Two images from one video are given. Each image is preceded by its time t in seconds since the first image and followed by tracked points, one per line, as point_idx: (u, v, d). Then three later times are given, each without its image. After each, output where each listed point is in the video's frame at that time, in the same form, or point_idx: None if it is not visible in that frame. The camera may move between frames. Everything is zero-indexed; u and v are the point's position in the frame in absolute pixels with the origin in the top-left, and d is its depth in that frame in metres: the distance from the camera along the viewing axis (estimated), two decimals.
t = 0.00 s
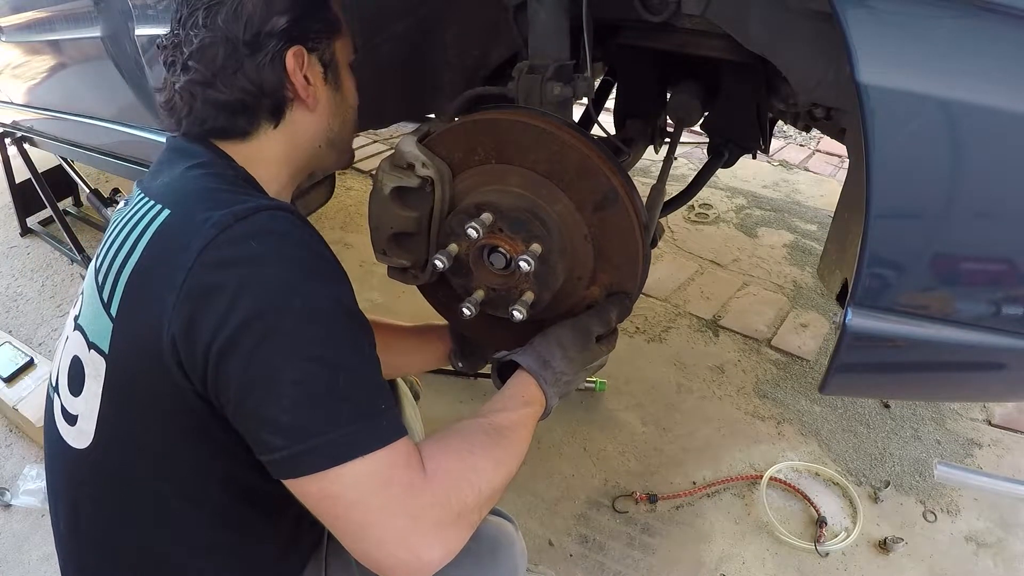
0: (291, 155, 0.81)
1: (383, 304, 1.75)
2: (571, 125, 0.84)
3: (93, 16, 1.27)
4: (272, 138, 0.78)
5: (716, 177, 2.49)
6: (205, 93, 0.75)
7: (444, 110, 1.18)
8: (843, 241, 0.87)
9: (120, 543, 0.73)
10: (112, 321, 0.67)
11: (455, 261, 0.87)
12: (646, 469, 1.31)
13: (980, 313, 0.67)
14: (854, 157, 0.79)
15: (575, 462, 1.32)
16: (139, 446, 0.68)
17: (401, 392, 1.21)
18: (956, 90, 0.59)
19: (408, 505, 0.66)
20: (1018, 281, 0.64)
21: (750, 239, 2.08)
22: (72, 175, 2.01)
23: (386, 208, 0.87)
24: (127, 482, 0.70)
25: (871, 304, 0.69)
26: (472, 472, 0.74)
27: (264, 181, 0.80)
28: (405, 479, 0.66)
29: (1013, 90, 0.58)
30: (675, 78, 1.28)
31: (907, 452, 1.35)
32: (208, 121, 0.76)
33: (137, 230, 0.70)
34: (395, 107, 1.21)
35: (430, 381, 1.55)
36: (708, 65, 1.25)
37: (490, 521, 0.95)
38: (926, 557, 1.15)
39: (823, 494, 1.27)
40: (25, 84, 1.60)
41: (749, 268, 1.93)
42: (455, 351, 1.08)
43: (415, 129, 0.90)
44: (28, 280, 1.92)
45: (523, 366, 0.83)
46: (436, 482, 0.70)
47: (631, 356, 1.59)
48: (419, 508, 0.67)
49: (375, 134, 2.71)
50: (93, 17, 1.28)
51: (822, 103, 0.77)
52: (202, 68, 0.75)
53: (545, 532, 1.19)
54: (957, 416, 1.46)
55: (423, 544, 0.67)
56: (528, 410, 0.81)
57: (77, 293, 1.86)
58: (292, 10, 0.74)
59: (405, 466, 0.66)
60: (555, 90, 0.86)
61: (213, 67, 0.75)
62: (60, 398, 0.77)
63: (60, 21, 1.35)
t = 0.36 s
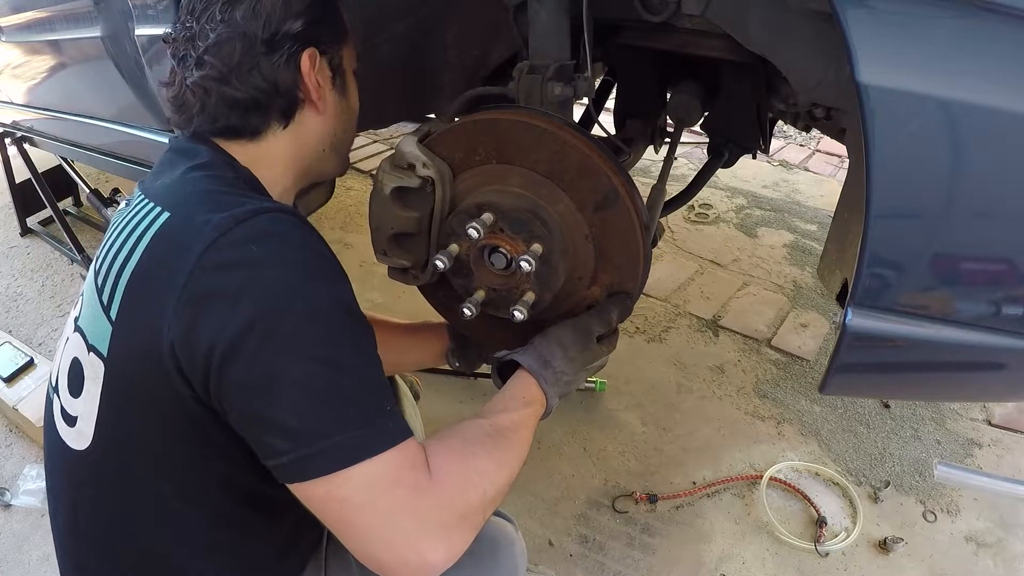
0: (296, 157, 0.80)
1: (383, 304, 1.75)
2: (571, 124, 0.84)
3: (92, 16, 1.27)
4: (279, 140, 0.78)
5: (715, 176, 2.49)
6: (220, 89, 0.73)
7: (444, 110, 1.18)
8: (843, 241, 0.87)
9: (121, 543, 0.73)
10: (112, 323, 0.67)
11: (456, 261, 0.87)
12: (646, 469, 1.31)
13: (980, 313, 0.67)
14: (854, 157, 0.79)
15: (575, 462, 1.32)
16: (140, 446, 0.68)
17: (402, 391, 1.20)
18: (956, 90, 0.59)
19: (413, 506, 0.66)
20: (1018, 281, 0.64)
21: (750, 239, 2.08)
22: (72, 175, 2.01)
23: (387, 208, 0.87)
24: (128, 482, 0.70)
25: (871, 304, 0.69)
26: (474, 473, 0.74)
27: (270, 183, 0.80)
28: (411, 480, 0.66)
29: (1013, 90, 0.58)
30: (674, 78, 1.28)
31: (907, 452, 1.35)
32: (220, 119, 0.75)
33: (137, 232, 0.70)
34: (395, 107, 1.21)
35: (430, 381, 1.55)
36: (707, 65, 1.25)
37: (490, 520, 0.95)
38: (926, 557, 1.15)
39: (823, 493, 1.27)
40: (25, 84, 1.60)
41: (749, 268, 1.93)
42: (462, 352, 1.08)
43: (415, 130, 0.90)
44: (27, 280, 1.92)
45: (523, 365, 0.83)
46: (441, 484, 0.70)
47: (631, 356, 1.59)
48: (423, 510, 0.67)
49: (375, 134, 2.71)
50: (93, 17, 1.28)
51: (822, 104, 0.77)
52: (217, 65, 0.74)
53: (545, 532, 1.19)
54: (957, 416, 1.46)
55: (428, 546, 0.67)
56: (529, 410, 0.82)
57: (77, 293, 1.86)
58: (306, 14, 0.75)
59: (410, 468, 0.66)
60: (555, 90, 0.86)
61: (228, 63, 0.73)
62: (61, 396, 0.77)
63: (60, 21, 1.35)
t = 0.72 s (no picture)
0: (298, 159, 0.81)
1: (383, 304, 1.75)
2: (572, 124, 0.84)
3: (92, 15, 1.27)
4: (285, 142, 0.78)
5: (716, 177, 2.49)
6: (229, 92, 0.73)
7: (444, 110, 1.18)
8: (843, 240, 0.87)
9: (121, 543, 0.73)
10: (116, 322, 0.67)
11: (456, 262, 0.86)
12: (646, 469, 1.31)
13: (980, 313, 0.67)
14: (854, 157, 0.79)
15: (574, 462, 1.32)
16: (139, 446, 0.68)
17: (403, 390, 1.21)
18: (956, 91, 0.59)
19: (410, 507, 0.66)
20: (1018, 281, 0.64)
21: (750, 239, 2.08)
22: (72, 176, 2.01)
23: (386, 208, 0.87)
24: (129, 482, 0.70)
25: (870, 304, 0.69)
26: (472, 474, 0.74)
27: (276, 184, 0.81)
28: (409, 484, 0.66)
29: (1013, 90, 0.58)
30: (674, 78, 1.28)
31: (907, 452, 1.35)
32: (227, 121, 0.74)
33: (142, 231, 0.70)
34: (395, 107, 1.21)
35: (430, 381, 1.55)
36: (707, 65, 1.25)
37: (488, 521, 0.95)
38: (926, 557, 1.15)
39: (823, 494, 1.27)
40: (25, 84, 1.61)
41: (750, 268, 1.93)
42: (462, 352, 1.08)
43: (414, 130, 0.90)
44: (27, 280, 1.92)
45: (524, 365, 0.83)
46: (439, 487, 0.70)
47: (630, 356, 1.59)
48: (421, 513, 0.67)
49: (375, 134, 2.71)
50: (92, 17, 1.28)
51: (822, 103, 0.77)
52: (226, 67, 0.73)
53: (545, 532, 1.19)
54: (957, 416, 1.46)
55: (424, 548, 0.68)
56: (528, 411, 0.82)
57: (77, 293, 1.86)
58: (313, 17, 0.75)
59: (408, 471, 0.66)
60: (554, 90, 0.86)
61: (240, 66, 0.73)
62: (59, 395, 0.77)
63: (60, 21, 1.35)
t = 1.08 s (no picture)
0: (279, 152, 0.80)
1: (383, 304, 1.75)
2: (577, 123, 0.85)
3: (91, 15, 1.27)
4: (243, 131, 0.78)
5: (716, 176, 2.49)
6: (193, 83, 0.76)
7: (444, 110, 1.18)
8: (843, 240, 0.87)
9: (119, 543, 0.73)
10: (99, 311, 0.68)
11: (461, 263, 0.86)
12: (646, 469, 1.31)
13: (980, 312, 0.67)
14: (854, 157, 0.79)
15: (574, 462, 1.32)
16: (137, 446, 0.68)
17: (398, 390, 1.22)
18: (956, 91, 0.59)
19: (398, 504, 0.66)
20: (1018, 281, 0.64)
21: (750, 239, 2.08)
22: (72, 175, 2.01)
23: (389, 211, 0.87)
24: (127, 482, 0.70)
25: (870, 304, 0.69)
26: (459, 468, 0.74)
27: (255, 177, 0.81)
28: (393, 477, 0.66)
29: (1013, 90, 0.58)
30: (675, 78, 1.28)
31: (907, 452, 1.35)
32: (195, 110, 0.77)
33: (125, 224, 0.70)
34: (395, 107, 1.21)
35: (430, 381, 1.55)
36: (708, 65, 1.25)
37: (486, 521, 0.96)
38: (926, 557, 1.15)
39: (823, 494, 1.27)
40: (25, 84, 1.61)
41: (750, 268, 1.93)
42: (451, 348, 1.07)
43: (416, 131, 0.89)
44: (27, 280, 1.92)
45: (531, 365, 0.83)
46: (424, 480, 0.70)
47: (631, 356, 1.59)
48: (405, 506, 0.67)
49: (376, 134, 2.71)
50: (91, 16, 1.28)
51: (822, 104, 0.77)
52: (214, 68, 0.74)
53: (545, 532, 1.19)
54: (957, 416, 1.46)
55: (409, 541, 0.68)
56: (528, 408, 0.81)
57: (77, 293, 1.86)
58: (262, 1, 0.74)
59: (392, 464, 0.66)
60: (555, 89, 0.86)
61: (221, 69, 0.74)
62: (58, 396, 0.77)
63: (60, 21, 1.35)
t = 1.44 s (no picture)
0: (295, 153, 0.79)
1: (383, 304, 1.75)
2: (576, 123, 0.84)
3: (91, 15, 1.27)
4: (259, 130, 0.77)
5: (715, 177, 2.49)
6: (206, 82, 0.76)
7: (445, 110, 1.18)
8: (843, 240, 0.87)
9: (120, 543, 0.73)
10: (107, 308, 0.68)
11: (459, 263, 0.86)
12: (646, 469, 1.31)
13: (980, 312, 0.67)
14: (854, 157, 0.79)
15: (574, 462, 1.32)
16: (139, 447, 0.68)
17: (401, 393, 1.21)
18: (956, 91, 0.59)
19: (397, 507, 0.66)
20: (1018, 281, 0.64)
21: (750, 239, 2.08)
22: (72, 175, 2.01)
23: (389, 210, 0.87)
24: (128, 482, 0.70)
25: (870, 304, 0.69)
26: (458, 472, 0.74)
27: (266, 178, 0.79)
28: (392, 481, 0.66)
29: (1013, 90, 0.58)
30: (674, 78, 1.28)
31: (907, 452, 1.35)
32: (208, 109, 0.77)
33: (135, 222, 0.70)
34: (395, 107, 1.21)
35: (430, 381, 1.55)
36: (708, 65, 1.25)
37: (484, 525, 0.96)
38: (926, 557, 1.15)
39: (823, 494, 1.27)
40: (26, 84, 1.61)
41: (750, 268, 1.93)
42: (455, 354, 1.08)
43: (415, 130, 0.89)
44: (27, 280, 1.92)
45: (531, 365, 0.83)
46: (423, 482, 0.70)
47: (631, 356, 1.59)
48: (404, 510, 0.67)
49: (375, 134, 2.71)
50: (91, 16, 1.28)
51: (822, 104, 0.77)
52: (234, 66, 0.75)
53: (545, 532, 1.19)
54: (957, 416, 1.46)
55: (407, 544, 0.68)
56: (528, 411, 0.81)
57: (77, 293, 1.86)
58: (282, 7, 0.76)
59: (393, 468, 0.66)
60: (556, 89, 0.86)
61: (247, 68, 0.74)
62: (59, 395, 0.77)
63: (60, 21, 1.35)
